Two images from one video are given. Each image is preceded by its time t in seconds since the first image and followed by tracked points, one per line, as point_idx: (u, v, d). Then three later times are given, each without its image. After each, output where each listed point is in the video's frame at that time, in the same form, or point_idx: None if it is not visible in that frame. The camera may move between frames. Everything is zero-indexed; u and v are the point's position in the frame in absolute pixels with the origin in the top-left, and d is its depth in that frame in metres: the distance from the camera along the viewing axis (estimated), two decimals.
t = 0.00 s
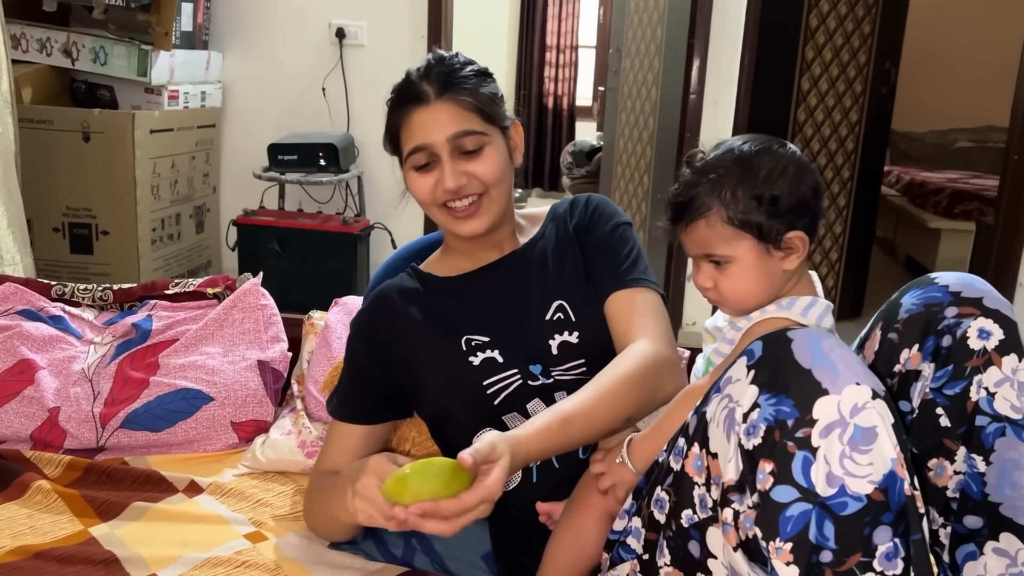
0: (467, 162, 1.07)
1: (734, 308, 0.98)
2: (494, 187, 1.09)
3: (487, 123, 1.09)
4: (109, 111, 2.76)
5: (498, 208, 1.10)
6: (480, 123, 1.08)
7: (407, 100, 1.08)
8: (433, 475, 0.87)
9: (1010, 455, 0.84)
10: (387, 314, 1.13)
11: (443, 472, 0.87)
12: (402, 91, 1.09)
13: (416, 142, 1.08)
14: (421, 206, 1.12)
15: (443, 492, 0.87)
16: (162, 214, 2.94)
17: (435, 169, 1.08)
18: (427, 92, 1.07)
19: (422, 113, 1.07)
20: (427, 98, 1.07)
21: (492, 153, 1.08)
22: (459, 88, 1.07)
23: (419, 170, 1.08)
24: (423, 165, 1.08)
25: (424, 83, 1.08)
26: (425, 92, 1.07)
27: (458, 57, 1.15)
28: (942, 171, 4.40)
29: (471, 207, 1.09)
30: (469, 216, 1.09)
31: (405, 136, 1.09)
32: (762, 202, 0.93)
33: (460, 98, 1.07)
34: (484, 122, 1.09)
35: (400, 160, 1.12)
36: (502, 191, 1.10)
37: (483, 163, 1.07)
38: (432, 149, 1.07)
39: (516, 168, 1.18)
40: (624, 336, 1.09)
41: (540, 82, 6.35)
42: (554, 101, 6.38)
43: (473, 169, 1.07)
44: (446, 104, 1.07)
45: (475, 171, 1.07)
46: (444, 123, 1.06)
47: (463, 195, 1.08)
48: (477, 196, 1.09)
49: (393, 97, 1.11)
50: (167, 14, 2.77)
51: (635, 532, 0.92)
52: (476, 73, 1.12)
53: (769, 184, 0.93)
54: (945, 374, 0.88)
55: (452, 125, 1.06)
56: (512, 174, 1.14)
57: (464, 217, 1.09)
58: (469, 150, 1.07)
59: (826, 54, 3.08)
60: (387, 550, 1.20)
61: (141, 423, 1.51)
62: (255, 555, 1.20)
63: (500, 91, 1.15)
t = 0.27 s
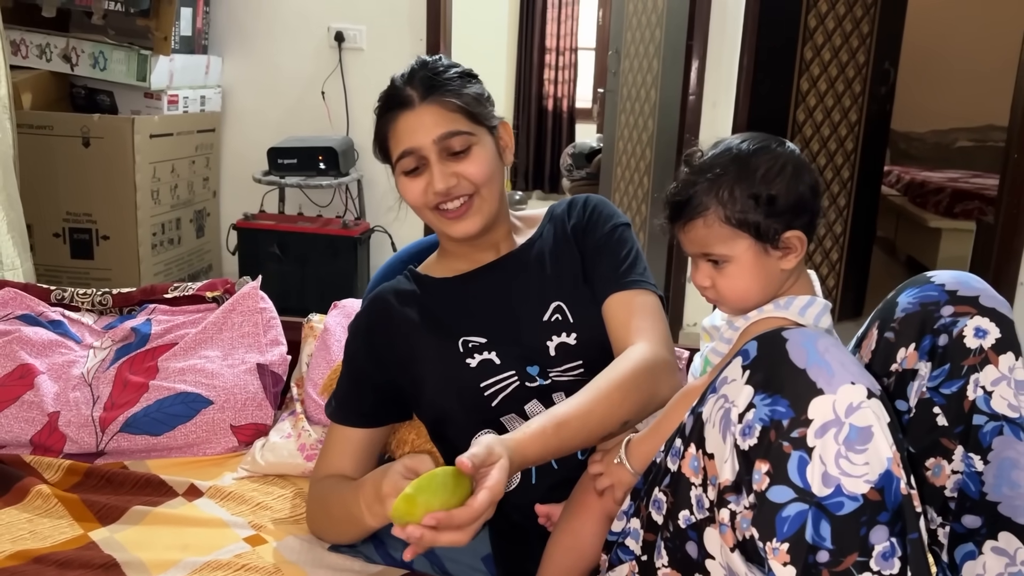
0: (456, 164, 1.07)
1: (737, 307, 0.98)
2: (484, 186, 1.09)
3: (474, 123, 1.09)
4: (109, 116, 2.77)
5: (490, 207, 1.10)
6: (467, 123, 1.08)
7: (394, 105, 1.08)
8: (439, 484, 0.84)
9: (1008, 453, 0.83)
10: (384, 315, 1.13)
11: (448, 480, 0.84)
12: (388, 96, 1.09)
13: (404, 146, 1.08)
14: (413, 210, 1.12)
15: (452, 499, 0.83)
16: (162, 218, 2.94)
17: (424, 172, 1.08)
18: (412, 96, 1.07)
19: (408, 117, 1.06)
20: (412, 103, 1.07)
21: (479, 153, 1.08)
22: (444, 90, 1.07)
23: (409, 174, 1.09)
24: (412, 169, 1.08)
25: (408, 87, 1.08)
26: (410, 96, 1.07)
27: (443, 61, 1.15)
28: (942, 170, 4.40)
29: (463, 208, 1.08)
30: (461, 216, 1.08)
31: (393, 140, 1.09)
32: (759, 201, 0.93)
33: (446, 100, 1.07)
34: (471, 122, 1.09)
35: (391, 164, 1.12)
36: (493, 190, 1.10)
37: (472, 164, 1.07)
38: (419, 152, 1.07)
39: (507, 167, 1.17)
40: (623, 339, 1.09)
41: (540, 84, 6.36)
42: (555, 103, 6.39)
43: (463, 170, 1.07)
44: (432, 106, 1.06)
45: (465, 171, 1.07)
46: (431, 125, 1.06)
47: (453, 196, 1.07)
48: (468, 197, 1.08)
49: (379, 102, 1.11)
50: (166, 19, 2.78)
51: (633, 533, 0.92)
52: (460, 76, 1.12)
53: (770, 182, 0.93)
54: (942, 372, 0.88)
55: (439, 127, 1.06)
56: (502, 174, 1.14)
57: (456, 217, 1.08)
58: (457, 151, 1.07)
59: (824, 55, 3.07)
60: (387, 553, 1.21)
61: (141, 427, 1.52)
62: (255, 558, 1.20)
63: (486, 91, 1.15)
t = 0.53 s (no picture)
0: (450, 164, 1.07)
1: (747, 297, 0.96)
2: (480, 185, 1.09)
3: (467, 122, 1.09)
4: (108, 122, 2.77)
5: (486, 207, 1.10)
6: (461, 123, 1.08)
7: (387, 107, 1.08)
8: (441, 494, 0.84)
9: (1008, 451, 0.83)
10: (382, 319, 1.12)
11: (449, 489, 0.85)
12: (382, 99, 1.09)
13: (399, 147, 1.07)
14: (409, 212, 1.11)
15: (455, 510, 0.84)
16: (162, 224, 2.94)
17: (419, 174, 1.07)
18: (406, 97, 1.07)
19: (402, 118, 1.06)
20: (406, 104, 1.07)
21: (474, 153, 1.08)
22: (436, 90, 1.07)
23: (404, 176, 1.08)
24: (407, 171, 1.08)
25: (402, 89, 1.08)
26: (403, 98, 1.07)
27: (438, 62, 1.15)
28: (942, 169, 4.40)
29: (459, 208, 1.08)
30: (457, 216, 1.08)
31: (388, 142, 1.09)
32: (795, 191, 0.94)
33: (440, 100, 1.07)
34: (465, 122, 1.08)
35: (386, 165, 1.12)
36: (488, 190, 1.10)
37: (466, 164, 1.07)
38: (415, 153, 1.07)
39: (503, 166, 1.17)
40: (622, 342, 1.09)
41: (539, 87, 6.36)
42: (554, 105, 6.39)
43: (458, 170, 1.06)
44: (425, 107, 1.06)
45: (459, 171, 1.06)
46: (424, 126, 1.06)
47: (449, 196, 1.07)
48: (463, 197, 1.08)
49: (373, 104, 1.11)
50: (165, 25, 2.78)
51: (633, 535, 0.92)
52: (454, 76, 1.12)
53: (802, 175, 0.94)
54: (941, 371, 0.88)
55: (433, 127, 1.06)
56: (497, 174, 1.13)
57: (452, 218, 1.08)
58: (451, 151, 1.07)
59: (823, 54, 3.07)
60: (387, 557, 1.20)
61: (140, 432, 1.51)
62: (254, 563, 1.19)
63: (479, 91, 1.14)
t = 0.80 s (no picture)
0: (448, 173, 1.07)
1: (767, 293, 0.96)
2: (478, 194, 1.09)
3: (464, 131, 1.09)
4: (107, 131, 2.77)
5: (485, 215, 1.10)
6: (457, 132, 1.08)
7: (383, 118, 1.08)
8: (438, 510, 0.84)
9: (1011, 455, 0.83)
10: (381, 328, 1.12)
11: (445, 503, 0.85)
12: (378, 110, 1.09)
13: (396, 157, 1.07)
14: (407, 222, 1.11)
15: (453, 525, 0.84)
16: (162, 232, 2.95)
17: (416, 184, 1.07)
18: (401, 108, 1.07)
19: (398, 129, 1.06)
20: (402, 114, 1.07)
21: (471, 161, 1.08)
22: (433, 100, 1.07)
23: (402, 185, 1.08)
24: (405, 181, 1.08)
25: (398, 99, 1.08)
26: (399, 108, 1.07)
27: (434, 71, 1.15)
28: (942, 169, 4.40)
29: (457, 217, 1.08)
30: (455, 226, 1.08)
31: (385, 152, 1.09)
32: (829, 195, 0.95)
33: (436, 110, 1.07)
34: (462, 130, 1.08)
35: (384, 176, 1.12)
36: (487, 198, 1.10)
37: (464, 172, 1.07)
38: (411, 163, 1.07)
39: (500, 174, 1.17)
40: (622, 348, 1.09)
41: (537, 91, 6.36)
42: (552, 109, 6.39)
43: (455, 179, 1.07)
44: (421, 117, 1.06)
45: (457, 180, 1.07)
46: (420, 137, 1.06)
47: (447, 205, 1.07)
48: (462, 205, 1.08)
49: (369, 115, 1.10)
50: (163, 33, 2.79)
51: (635, 543, 0.92)
52: (450, 86, 1.12)
53: (840, 181, 0.97)
54: (943, 376, 0.87)
55: (429, 137, 1.06)
56: (495, 182, 1.13)
57: (451, 226, 1.08)
58: (447, 161, 1.07)
59: (822, 55, 3.07)
60: (387, 565, 1.19)
61: (141, 443, 1.51)
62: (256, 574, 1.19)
63: (476, 99, 1.15)
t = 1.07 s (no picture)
0: (446, 192, 1.08)
1: (758, 301, 0.97)
2: (475, 212, 1.10)
3: (461, 150, 1.10)
4: (111, 152, 2.80)
5: (482, 232, 1.11)
6: (454, 151, 1.10)
7: (381, 139, 1.10)
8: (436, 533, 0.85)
9: (1003, 467, 0.84)
10: (382, 345, 1.14)
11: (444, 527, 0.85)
12: (375, 130, 1.11)
13: (395, 178, 1.09)
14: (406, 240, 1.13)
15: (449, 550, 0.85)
16: (166, 251, 2.97)
17: (415, 203, 1.09)
18: (399, 128, 1.09)
19: (396, 149, 1.08)
20: (399, 134, 1.08)
21: (468, 180, 1.10)
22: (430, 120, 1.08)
23: (400, 205, 1.10)
24: (403, 200, 1.10)
25: (396, 120, 1.10)
26: (397, 128, 1.09)
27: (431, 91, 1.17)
28: (944, 179, 4.41)
29: (456, 234, 1.10)
30: (454, 244, 1.10)
31: (384, 172, 1.10)
32: (807, 207, 0.98)
33: (433, 130, 1.09)
34: (458, 150, 1.10)
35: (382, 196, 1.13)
36: (484, 216, 1.12)
37: (462, 191, 1.09)
38: (410, 183, 1.08)
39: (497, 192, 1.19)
40: (621, 363, 1.11)
41: (539, 106, 6.38)
42: (554, 123, 6.42)
43: (453, 198, 1.08)
44: (419, 137, 1.08)
45: (455, 199, 1.08)
46: (418, 156, 1.08)
47: (445, 224, 1.09)
48: (460, 223, 1.10)
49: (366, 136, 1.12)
50: (166, 54, 2.86)
51: (635, 556, 0.92)
52: (448, 105, 1.14)
53: (819, 193, 1.00)
54: (934, 389, 0.89)
55: (427, 157, 1.08)
56: (492, 200, 1.15)
57: (449, 244, 1.10)
58: (445, 179, 1.09)
59: (820, 68, 3.10)
60: None
61: (145, 462, 1.53)
62: None
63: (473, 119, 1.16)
